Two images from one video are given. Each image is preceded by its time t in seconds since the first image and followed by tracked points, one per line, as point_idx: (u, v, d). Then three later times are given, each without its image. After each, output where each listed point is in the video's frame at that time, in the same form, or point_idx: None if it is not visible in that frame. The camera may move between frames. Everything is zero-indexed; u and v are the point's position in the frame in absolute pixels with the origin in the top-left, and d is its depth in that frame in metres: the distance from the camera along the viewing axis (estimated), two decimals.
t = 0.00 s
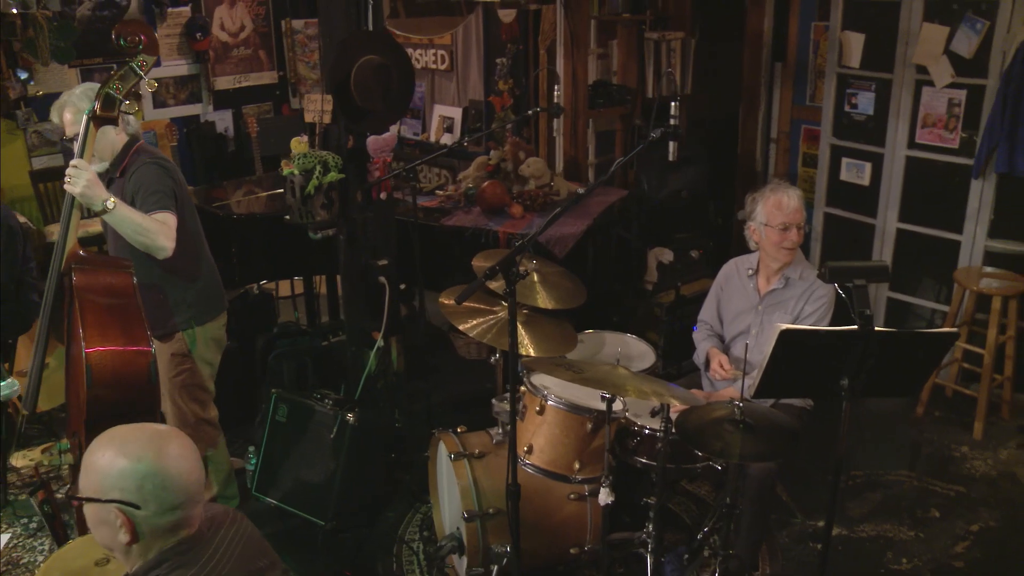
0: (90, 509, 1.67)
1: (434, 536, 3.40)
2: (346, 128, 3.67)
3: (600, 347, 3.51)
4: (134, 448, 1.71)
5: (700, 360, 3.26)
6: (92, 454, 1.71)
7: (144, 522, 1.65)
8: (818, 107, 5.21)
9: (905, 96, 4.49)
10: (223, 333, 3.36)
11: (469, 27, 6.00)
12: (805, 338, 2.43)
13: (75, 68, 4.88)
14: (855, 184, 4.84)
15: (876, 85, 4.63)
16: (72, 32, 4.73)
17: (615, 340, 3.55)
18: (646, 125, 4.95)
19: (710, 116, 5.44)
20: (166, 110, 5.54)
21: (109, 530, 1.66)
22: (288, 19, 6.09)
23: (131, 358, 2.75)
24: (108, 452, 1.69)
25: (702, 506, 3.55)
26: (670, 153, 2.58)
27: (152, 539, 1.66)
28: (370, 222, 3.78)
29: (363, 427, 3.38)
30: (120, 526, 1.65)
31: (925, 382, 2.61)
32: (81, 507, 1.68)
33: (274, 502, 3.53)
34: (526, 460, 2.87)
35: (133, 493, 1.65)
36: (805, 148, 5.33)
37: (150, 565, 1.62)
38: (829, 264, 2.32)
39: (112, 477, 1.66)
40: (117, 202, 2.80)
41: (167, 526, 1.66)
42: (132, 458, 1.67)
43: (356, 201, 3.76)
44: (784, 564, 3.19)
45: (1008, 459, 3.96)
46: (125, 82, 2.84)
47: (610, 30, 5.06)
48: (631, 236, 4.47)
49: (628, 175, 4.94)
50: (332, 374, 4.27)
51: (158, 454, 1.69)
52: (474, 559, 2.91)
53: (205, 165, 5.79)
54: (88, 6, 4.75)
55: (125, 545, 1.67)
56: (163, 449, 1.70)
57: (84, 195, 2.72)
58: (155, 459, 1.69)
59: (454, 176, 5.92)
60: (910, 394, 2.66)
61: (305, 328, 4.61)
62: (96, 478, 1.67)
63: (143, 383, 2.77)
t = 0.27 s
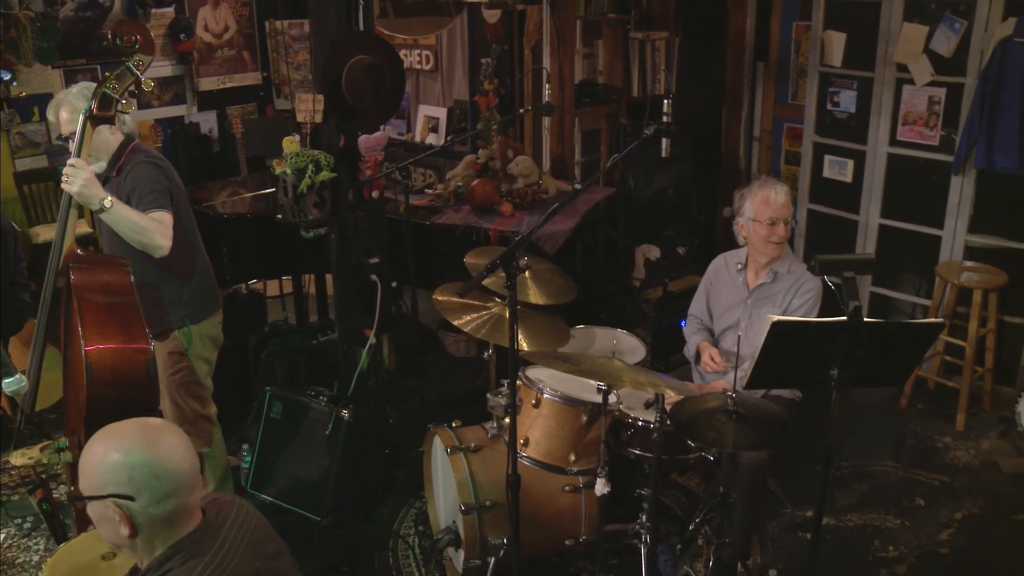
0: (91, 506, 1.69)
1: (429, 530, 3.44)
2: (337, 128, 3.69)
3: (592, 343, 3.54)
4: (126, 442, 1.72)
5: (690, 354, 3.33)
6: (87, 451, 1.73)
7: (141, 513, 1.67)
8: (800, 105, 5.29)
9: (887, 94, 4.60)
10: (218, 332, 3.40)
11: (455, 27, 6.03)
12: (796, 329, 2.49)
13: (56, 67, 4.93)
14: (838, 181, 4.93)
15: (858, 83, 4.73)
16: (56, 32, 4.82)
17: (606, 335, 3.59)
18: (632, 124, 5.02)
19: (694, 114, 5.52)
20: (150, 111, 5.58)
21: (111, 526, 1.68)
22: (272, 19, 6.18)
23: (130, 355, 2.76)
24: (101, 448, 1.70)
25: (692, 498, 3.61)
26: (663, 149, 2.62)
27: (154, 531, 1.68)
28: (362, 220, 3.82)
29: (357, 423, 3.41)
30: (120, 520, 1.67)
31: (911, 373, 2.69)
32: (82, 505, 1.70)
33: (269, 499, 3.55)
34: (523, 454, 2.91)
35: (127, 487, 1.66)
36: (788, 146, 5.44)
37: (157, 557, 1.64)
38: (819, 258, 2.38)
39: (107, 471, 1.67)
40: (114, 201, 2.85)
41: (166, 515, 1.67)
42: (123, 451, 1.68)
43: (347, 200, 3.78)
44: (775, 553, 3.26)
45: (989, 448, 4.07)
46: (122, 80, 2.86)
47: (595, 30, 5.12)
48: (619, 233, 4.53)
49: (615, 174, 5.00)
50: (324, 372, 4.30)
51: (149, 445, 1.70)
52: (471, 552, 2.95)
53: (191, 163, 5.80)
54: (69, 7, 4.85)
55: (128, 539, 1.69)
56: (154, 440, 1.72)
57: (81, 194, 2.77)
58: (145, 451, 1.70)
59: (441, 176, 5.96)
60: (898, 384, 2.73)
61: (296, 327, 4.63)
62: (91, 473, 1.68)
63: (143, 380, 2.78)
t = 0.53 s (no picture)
0: (102, 512, 1.70)
1: (426, 523, 3.48)
2: (332, 125, 3.73)
3: (585, 337, 3.58)
4: (126, 444, 1.73)
5: (683, 347, 3.39)
6: (89, 456, 1.73)
7: (152, 511, 1.68)
8: (785, 102, 5.37)
9: (872, 91, 4.70)
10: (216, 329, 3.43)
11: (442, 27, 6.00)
12: (786, 319, 2.56)
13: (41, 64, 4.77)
14: (824, 177, 5.02)
15: (843, 81, 4.82)
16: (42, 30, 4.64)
17: (599, 329, 3.64)
18: (621, 121, 5.07)
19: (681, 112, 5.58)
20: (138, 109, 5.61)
21: (124, 528, 1.70)
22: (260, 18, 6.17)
23: (131, 351, 2.76)
24: (102, 451, 1.71)
25: (684, 488, 3.65)
26: (659, 144, 2.68)
27: (168, 526, 1.70)
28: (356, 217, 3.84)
29: (354, 417, 3.44)
30: (133, 522, 1.69)
31: (900, 363, 2.75)
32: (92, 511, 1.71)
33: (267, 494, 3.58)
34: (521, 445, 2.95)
35: (132, 487, 1.68)
36: (773, 143, 5.50)
37: (172, 552, 1.67)
38: (811, 250, 2.45)
39: (111, 472, 1.68)
40: (112, 198, 2.85)
41: (177, 509, 1.70)
42: (125, 451, 1.69)
43: (341, 197, 3.81)
44: (767, 541, 3.32)
45: (973, 438, 4.15)
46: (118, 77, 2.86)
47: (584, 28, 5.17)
48: (609, 229, 4.58)
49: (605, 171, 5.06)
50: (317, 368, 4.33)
51: (150, 442, 1.71)
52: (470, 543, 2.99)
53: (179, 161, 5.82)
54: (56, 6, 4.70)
55: (143, 538, 1.71)
56: (155, 437, 1.73)
57: (79, 190, 2.77)
58: (146, 451, 1.70)
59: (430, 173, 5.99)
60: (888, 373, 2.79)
61: (289, 324, 4.66)
62: (96, 477, 1.69)
63: (144, 375, 2.79)
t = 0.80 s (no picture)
0: (136, 496, 1.62)
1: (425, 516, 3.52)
2: (328, 122, 3.76)
3: (581, 331, 3.63)
4: (170, 433, 1.66)
5: (677, 340, 3.44)
6: (127, 440, 1.66)
7: (192, 503, 1.62)
8: (774, 100, 5.44)
9: (860, 88, 4.78)
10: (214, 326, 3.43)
11: (432, 28, 6.03)
12: (781, 309, 2.63)
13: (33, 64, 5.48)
14: (813, 173, 5.09)
15: (831, 78, 4.89)
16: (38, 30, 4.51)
17: (595, 324, 3.68)
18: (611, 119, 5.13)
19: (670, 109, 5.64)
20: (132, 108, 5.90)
21: (155, 515, 1.63)
22: (249, 17, 6.43)
23: (133, 347, 2.78)
24: (144, 436, 1.64)
25: (679, 480, 3.69)
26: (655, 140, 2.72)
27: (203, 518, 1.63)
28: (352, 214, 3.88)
29: (353, 412, 3.48)
30: (170, 510, 1.62)
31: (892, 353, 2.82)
32: (121, 494, 1.62)
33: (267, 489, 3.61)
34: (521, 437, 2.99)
35: (182, 477, 1.61)
36: (762, 140, 5.54)
37: (187, 539, 1.61)
38: (806, 243, 2.51)
39: (158, 460, 1.62)
40: (113, 195, 2.86)
41: (218, 504, 1.64)
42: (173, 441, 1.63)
43: (338, 194, 3.84)
44: (761, 530, 3.38)
45: (961, 429, 4.23)
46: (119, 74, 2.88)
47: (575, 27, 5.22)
48: (602, 225, 4.63)
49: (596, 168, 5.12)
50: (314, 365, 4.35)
51: (197, 434, 1.66)
52: (471, 534, 3.03)
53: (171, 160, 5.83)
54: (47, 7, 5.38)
55: (172, 526, 1.64)
56: (200, 429, 1.67)
57: (81, 188, 2.78)
58: (194, 441, 1.64)
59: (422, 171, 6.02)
60: (880, 364, 2.86)
61: (284, 321, 4.68)
62: (139, 461, 1.62)
63: (147, 371, 2.81)
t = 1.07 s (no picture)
0: (165, 484, 1.68)
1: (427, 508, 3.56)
2: (327, 119, 3.79)
3: (580, 324, 3.68)
4: (189, 421, 1.71)
5: (674, 333, 3.49)
6: (150, 430, 1.71)
7: (220, 484, 1.68)
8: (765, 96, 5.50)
9: (850, 85, 4.85)
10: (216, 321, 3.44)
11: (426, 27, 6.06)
12: (778, 300, 2.70)
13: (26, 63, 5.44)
14: (804, 169, 5.16)
15: (822, 75, 4.96)
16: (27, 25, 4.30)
17: (593, 316, 3.73)
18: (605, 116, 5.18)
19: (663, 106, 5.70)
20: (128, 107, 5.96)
21: (187, 499, 1.69)
22: (243, 16, 6.40)
23: (141, 341, 2.81)
24: (167, 425, 1.69)
25: (676, 471, 3.74)
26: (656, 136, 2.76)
27: (231, 498, 1.69)
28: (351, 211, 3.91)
29: (355, 405, 3.52)
30: (199, 494, 1.68)
31: (886, 343, 2.88)
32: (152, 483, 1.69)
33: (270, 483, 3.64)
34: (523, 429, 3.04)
35: (207, 461, 1.67)
36: (754, 137, 5.63)
37: (215, 521, 1.66)
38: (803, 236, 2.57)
39: (183, 447, 1.67)
40: (118, 191, 2.87)
41: (244, 486, 1.69)
42: (197, 428, 1.68)
43: (337, 190, 3.87)
44: (758, 519, 3.44)
45: (952, 419, 4.30)
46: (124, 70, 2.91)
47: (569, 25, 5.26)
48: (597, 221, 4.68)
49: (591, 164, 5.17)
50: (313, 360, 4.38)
51: (218, 419, 1.70)
52: (474, 525, 3.08)
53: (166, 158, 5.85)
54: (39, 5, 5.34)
55: (203, 509, 1.70)
56: (221, 414, 1.71)
57: (87, 184, 2.80)
58: (214, 428, 1.69)
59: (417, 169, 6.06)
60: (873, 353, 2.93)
61: (283, 317, 4.71)
62: (163, 449, 1.68)
63: (154, 365, 2.84)
